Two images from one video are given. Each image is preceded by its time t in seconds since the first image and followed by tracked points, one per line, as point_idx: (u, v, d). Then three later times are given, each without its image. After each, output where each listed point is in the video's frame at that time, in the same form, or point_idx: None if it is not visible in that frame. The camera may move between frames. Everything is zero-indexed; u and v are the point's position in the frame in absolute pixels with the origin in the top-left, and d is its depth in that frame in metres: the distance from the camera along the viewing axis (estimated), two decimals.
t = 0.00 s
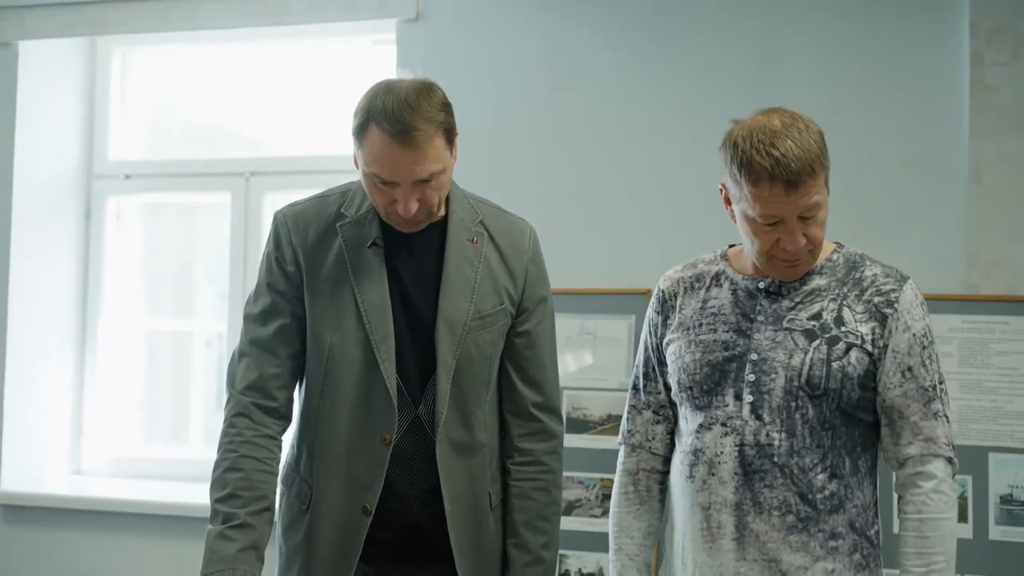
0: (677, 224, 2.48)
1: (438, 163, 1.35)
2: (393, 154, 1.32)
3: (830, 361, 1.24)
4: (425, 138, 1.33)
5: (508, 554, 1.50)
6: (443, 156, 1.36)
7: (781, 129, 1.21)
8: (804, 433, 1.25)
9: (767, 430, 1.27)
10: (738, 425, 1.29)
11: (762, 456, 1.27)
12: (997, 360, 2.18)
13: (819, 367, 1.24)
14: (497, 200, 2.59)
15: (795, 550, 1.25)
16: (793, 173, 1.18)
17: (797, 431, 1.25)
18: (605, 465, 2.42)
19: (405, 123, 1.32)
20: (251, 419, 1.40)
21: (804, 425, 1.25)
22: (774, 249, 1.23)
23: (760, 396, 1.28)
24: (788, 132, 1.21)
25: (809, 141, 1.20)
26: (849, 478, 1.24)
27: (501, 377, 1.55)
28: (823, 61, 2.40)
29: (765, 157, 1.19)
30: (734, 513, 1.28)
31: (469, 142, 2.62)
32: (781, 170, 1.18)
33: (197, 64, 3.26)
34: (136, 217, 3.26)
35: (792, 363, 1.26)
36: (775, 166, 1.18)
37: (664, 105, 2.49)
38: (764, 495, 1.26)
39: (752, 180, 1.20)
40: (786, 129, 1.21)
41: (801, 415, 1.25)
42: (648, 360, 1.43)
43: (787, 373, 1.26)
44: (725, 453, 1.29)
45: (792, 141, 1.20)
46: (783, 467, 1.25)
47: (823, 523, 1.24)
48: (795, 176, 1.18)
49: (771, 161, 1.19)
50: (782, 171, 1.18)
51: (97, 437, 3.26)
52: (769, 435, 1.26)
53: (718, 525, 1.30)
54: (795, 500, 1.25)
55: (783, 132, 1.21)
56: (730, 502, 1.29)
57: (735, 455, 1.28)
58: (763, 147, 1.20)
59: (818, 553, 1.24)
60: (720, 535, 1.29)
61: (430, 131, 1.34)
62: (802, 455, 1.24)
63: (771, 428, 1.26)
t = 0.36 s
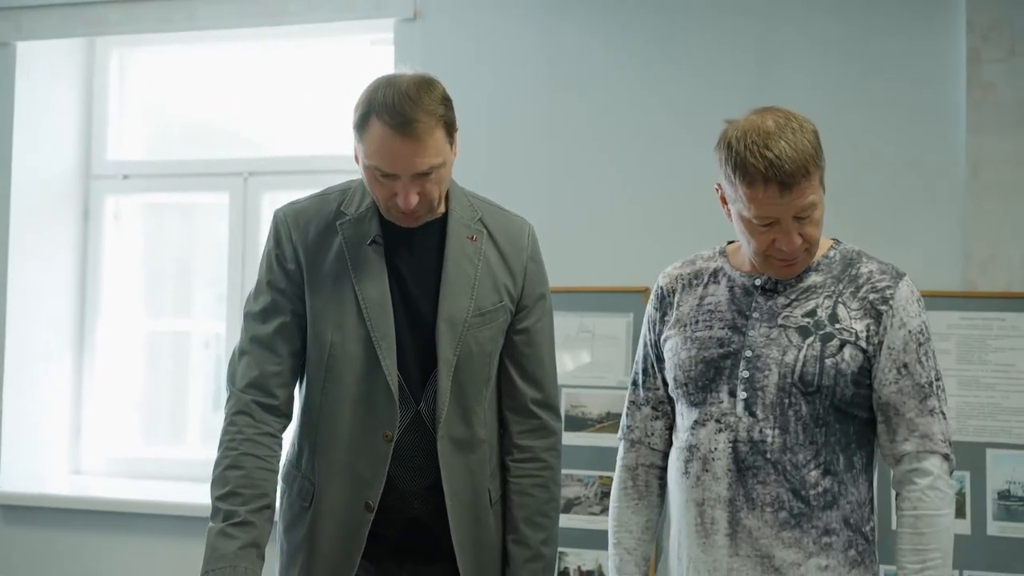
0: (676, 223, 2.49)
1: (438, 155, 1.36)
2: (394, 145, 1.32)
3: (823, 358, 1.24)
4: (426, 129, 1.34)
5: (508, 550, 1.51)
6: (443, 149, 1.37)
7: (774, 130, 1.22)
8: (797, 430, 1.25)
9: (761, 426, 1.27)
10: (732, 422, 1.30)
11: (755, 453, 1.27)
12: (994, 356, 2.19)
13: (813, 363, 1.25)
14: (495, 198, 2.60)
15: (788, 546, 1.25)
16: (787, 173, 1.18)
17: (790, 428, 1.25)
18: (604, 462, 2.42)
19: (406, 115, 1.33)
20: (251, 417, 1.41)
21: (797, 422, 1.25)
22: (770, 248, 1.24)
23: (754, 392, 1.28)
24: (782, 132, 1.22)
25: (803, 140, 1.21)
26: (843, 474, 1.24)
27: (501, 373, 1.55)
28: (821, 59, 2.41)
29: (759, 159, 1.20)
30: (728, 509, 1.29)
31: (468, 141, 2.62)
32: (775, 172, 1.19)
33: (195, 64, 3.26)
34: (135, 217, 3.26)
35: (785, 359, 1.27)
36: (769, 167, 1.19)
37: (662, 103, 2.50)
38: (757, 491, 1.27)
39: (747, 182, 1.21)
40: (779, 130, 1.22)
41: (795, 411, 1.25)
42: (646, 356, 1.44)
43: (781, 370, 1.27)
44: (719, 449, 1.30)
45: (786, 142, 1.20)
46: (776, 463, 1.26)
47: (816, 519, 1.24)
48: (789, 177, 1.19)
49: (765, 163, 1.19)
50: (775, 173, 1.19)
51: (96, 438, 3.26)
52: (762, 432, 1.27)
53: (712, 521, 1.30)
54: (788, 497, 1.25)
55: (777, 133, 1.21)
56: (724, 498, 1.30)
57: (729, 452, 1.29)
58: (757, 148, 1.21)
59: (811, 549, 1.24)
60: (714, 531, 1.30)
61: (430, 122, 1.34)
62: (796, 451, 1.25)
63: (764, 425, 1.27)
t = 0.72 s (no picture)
0: (673, 216, 2.49)
1: (435, 143, 1.36)
2: (393, 132, 1.32)
3: (814, 350, 1.25)
4: (423, 116, 1.34)
5: (506, 541, 1.51)
6: (440, 136, 1.37)
7: (766, 122, 1.22)
8: (788, 422, 1.26)
9: (752, 418, 1.28)
10: (723, 413, 1.30)
11: (746, 445, 1.28)
12: (990, 349, 2.20)
13: (804, 355, 1.25)
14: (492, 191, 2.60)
15: (778, 537, 1.26)
16: (778, 167, 1.19)
17: (780, 420, 1.26)
18: (600, 455, 2.43)
19: (404, 102, 1.33)
20: (250, 409, 1.41)
21: (788, 413, 1.26)
22: (763, 241, 1.24)
23: (745, 384, 1.29)
24: (774, 125, 1.22)
25: (795, 133, 1.21)
26: (834, 466, 1.25)
27: (498, 365, 1.55)
28: (817, 54, 2.41)
29: (751, 152, 1.20)
30: (719, 501, 1.30)
31: (464, 134, 2.62)
32: (766, 165, 1.19)
33: (190, 57, 3.25)
34: (130, 211, 3.25)
35: (776, 351, 1.27)
36: (761, 160, 1.19)
37: (658, 96, 2.50)
38: (747, 482, 1.28)
39: (739, 174, 1.21)
40: (771, 122, 1.22)
41: (785, 403, 1.26)
42: (641, 348, 1.45)
43: (772, 362, 1.27)
44: (710, 441, 1.31)
45: (778, 135, 1.20)
46: (767, 455, 1.26)
47: (807, 511, 1.25)
48: (780, 170, 1.19)
49: (757, 156, 1.19)
50: (768, 165, 1.19)
51: (91, 431, 3.25)
52: (753, 424, 1.28)
53: (703, 512, 1.31)
54: (779, 488, 1.26)
55: (769, 126, 1.22)
56: (714, 490, 1.30)
57: (720, 443, 1.30)
58: (749, 141, 1.21)
59: (802, 540, 1.25)
60: (705, 522, 1.31)
61: (428, 109, 1.34)
62: (786, 443, 1.25)
63: (755, 416, 1.27)
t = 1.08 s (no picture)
0: (672, 207, 2.49)
1: (436, 131, 1.35)
2: (394, 120, 1.32)
3: (809, 340, 1.25)
4: (424, 104, 1.33)
5: (506, 530, 1.51)
6: (441, 124, 1.36)
7: (760, 112, 1.22)
8: (783, 412, 1.26)
9: (747, 409, 1.28)
10: (719, 404, 1.30)
11: (741, 435, 1.28)
12: (988, 340, 2.21)
13: (799, 346, 1.25)
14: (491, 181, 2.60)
15: (774, 526, 1.26)
16: (772, 157, 1.19)
17: (775, 410, 1.26)
18: (599, 445, 2.43)
19: (405, 89, 1.32)
20: (250, 398, 1.41)
21: (783, 403, 1.26)
22: (757, 231, 1.24)
23: (740, 374, 1.29)
24: (767, 115, 1.22)
25: (789, 122, 1.21)
26: (831, 455, 1.25)
27: (499, 355, 1.55)
28: (816, 46, 2.41)
29: (744, 141, 1.20)
30: (714, 491, 1.30)
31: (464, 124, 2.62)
32: (760, 155, 1.19)
33: (189, 46, 3.24)
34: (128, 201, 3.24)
35: (771, 342, 1.27)
36: (754, 150, 1.19)
37: (658, 86, 2.50)
38: (743, 472, 1.28)
39: (733, 164, 1.21)
40: (765, 112, 1.22)
41: (780, 393, 1.26)
42: (639, 338, 1.45)
43: (767, 352, 1.27)
44: (706, 431, 1.31)
45: (771, 124, 1.21)
46: (762, 445, 1.27)
47: (803, 500, 1.25)
48: (774, 160, 1.19)
49: (750, 146, 1.20)
50: (761, 155, 1.19)
51: (89, 421, 3.25)
52: (748, 414, 1.28)
53: (699, 502, 1.31)
54: (774, 478, 1.26)
55: (763, 115, 1.22)
56: (710, 480, 1.30)
57: (715, 434, 1.30)
58: (743, 131, 1.21)
59: (798, 530, 1.25)
60: (701, 512, 1.31)
61: (429, 97, 1.34)
62: (782, 433, 1.26)
63: (750, 407, 1.28)
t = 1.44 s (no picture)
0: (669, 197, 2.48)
1: (435, 120, 1.35)
2: (391, 109, 1.32)
3: (805, 328, 1.25)
4: (423, 93, 1.33)
5: (504, 519, 1.51)
6: (439, 113, 1.36)
7: (756, 100, 1.22)
8: (779, 400, 1.26)
9: (742, 397, 1.28)
10: (715, 392, 1.30)
11: (736, 423, 1.28)
12: (986, 328, 2.21)
13: (794, 333, 1.25)
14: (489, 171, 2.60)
15: (770, 514, 1.26)
16: (767, 145, 1.19)
17: (771, 398, 1.26)
18: (597, 434, 2.43)
19: (404, 78, 1.32)
20: (248, 387, 1.41)
21: (779, 391, 1.26)
22: (753, 219, 1.24)
23: (736, 362, 1.29)
24: (763, 103, 1.22)
25: (784, 110, 1.21)
26: (827, 442, 1.25)
27: (497, 345, 1.55)
28: (813, 36, 2.40)
29: (740, 130, 1.20)
30: (711, 479, 1.30)
31: (460, 114, 2.62)
32: (755, 143, 1.19)
33: (184, 36, 3.23)
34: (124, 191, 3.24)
35: (767, 330, 1.27)
36: (749, 137, 1.19)
37: (654, 75, 2.49)
38: (738, 461, 1.28)
39: (727, 153, 1.21)
40: (761, 100, 1.22)
41: (776, 381, 1.26)
42: (637, 328, 1.45)
43: (762, 341, 1.27)
44: (702, 419, 1.31)
45: (766, 112, 1.20)
46: (757, 433, 1.27)
47: (799, 487, 1.25)
48: (769, 149, 1.19)
49: (744, 134, 1.20)
50: (755, 144, 1.19)
51: (86, 412, 3.25)
52: (744, 402, 1.28)
53: (696, 491, 1.32)
54: (770, 466, 1.26)
55: (758, 103, 1.22)
56: (706, 468, 1.31)
57: (711, 422, 1.30)
58: (738, 119, 1.21)
59: (794, 517, 1.25)
60: (698, 500, 1.31)
61: (427, 86, 1.34)
62: (778, 421, 1.26)
63: (746, 395, 1.28)
